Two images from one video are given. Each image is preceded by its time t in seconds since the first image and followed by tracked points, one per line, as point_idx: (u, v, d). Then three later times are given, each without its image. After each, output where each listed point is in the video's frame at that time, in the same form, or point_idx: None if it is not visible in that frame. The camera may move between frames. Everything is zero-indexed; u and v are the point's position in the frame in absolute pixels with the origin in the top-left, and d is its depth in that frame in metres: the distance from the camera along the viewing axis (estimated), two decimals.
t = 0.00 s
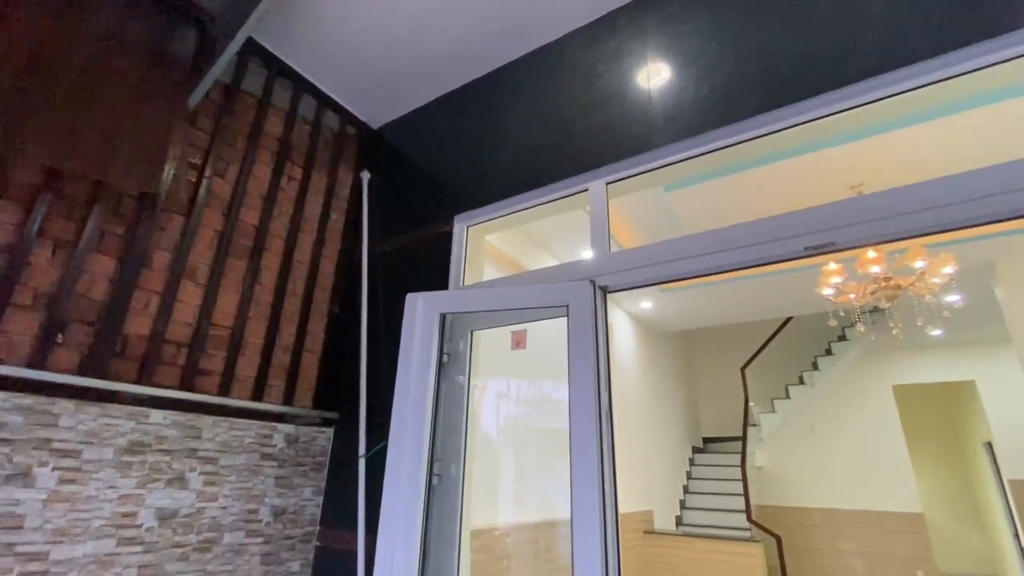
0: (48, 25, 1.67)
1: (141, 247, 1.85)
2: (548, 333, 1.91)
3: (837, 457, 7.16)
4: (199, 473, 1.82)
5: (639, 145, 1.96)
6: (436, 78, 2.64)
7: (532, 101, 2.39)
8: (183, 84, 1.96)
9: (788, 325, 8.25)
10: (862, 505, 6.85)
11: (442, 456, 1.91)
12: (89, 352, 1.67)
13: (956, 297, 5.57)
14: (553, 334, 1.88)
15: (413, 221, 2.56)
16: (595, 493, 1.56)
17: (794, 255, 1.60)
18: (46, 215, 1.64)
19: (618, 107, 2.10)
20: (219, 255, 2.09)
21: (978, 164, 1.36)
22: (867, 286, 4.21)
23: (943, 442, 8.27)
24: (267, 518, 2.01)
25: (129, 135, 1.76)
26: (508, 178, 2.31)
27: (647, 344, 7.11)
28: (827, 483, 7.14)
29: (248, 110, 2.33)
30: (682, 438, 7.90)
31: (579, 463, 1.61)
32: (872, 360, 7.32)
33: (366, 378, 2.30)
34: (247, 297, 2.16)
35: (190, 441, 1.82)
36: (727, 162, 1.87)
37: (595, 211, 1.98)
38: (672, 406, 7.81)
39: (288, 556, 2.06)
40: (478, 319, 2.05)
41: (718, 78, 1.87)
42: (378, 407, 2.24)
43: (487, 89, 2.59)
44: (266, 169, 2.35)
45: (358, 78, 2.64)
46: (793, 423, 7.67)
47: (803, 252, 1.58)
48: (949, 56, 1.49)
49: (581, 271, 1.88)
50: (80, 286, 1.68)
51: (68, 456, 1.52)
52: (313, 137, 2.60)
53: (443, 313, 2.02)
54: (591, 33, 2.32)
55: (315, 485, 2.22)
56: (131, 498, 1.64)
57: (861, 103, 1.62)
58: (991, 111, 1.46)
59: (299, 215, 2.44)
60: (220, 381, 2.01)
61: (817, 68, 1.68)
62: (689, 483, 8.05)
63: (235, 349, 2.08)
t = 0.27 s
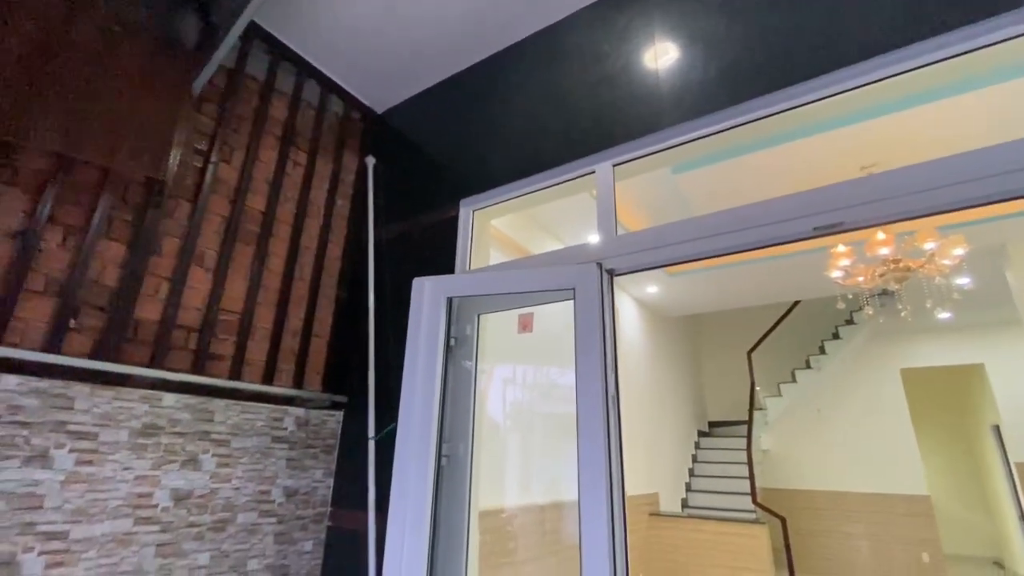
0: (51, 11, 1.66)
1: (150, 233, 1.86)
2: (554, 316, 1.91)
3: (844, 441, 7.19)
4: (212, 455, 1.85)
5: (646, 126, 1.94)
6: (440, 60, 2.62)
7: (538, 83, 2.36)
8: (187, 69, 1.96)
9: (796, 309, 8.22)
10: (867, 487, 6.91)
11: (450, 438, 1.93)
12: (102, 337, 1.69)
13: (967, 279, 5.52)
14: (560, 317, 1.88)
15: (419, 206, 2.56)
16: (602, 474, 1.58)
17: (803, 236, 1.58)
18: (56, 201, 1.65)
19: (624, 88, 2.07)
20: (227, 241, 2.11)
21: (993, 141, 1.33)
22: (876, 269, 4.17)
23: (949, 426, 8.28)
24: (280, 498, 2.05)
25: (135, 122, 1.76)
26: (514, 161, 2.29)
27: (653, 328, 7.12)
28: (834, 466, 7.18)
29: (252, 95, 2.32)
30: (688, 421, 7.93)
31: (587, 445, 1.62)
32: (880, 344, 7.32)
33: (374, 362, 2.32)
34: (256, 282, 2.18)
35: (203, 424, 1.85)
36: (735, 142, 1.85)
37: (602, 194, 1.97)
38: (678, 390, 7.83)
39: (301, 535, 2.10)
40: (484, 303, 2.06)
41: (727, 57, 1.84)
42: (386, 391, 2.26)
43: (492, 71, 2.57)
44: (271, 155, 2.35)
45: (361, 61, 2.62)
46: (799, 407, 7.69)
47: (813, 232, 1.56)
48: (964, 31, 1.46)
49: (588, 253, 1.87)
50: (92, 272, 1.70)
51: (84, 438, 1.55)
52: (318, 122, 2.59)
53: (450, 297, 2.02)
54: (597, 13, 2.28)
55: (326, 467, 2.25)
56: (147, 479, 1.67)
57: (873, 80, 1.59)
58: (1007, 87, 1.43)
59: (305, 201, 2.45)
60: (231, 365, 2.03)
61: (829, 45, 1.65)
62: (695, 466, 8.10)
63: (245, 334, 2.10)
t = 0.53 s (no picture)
0: None
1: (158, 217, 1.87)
2: (560, 298, 1.92)
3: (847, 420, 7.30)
4: (224, 436, 1.89)
5: (653, 106, 1.92)
6: (444, 41, 2.59)
7: (542, 63, 2.33)
8: (190, 51, 1.95)
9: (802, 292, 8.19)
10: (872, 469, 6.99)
11: (458, 419, 1.96)
12: (113, 320, 1.71)
13: (978, 260, 5.48)
14: (566, 299, 1.89)
15: (424, 189, 2.55)
16: (608, 454, 1.59)
17: (811, 214, 1.57)
18: (64, 186, 1.66)
19: (631, 67, 2.04)
20: (234, 225, 2.11)
21: (1006, 116, 1.31)
22: (885, 250, 4.14)
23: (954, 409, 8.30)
24: (291, 478, 2.09)
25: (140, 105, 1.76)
26: (519, 143, 2.28)
27: (659, 312, 7.11)
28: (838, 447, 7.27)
29: (255, 78, 2.30)
30: (692, 404, 7.97)
31: (593, 425, 1.64)
32: (887, 327, 7.33)
33: (381, 345, 2.34)
34: (263, 267, 2.19)
35: (215, 405, 1.88)
36: (743, 121, 1.82)
37: (608, 175, 1.96)
38: (683, 374, 7.85)
39: (312, 514, 2.14)
40: (490, 286, 2.07)
41: (735, 34, 1.81)
42: (393, 373, 2.28)
43: (496, 52, 2.54)
44: (276, 138, 2.35)
45: (364, 43, 2.59)
46: (805, 389, 7.72)
47: (821, 210, 1.55)
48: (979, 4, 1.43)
49: (594, 234, 1.87)
50: (101, 256, 1.71)
51: (99, 419, 1.58)
52: (321, 105, 2.58)
53: (457, 279, 2.03)
54: None
55: (335, 448, 2.29)
56: (161, 459, 1.70)
57: (884, 55, 1.56)
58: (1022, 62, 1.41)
59: (310, 184, 2.45)
60: (240, 348, 2.05)
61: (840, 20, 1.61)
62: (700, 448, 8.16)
63: (254, 317, 2.12)
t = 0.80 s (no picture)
0: None
1: (164, 198, 1.87)
2: (565, 277, 1.91)
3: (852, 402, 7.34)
4: (234, 415, 1.91)
5: (659, 82, 1.89)
6: (447, 18, 2.55)
7: (547, 40, 2.30)
8: (191, 30, 1.92)
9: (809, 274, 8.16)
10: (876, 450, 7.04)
11: (465, 398, 1.98)
12: (122, 302, 1.72)
13: (987, 238, 5.43)
14: (572, 278, 1.88)
15: (428, 170, 2.54)
16: (614, 431, 1.60)
17: (818, 189, 1.55)
18: (70, 167, 1.66)
19: (637, 42, 2.01)
20: (239, 207, 2.11)
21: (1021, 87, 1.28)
22: (892, 230, 4.10)
23: (961, 390, 8.29)
24: (301, 457, 2.12)
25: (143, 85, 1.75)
26: (523, 123, 2.25)
27: (663, 295, 7.11)
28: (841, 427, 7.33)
29: (257, 58, 2.28)
30: (697, 386, 8.00)
31: (599, 404, 1.64)
32: (893, 310, 7.36)
33: (388, 326, 2.35)
34: (269, 248, 2.20)
35: (224, 385, 1.90)
36: (750, 97, 1.79)
37: (614, 153, 1.94)
38: (688, 356, 7.87)
39: (322, 492, 2.17)
40: (496, 265, 2.07)
41: (744, 7, 1.77)
42: (400, 353, 2.30)
43: (499, 29, 2.50)
44: (279, 119, 2.33)
45: (366, 21, 2.56)
46: (811, 372, 7.77)
47: (828, 185, 1.53)
48: None
49: (600, 213, 1.86)
50: (109, 237, 1.72)
51: (112, 398, 1.60)
52: (324, 86, 2.56)
53: (462, 259, 2.04)
54: None
55: (344, 427, 2.32)
56: (173, 437, 1.73)
57: (896, 27, 1.53)
58: None
59: (314, 166, 2.44)
60: (248, 330, 2.07)
61: None
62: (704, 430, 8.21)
63: (261, 299, 2.13)
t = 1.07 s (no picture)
0: None
1: (167, 181, 1.87)
2: (569, 257, 1.92)
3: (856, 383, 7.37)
4: (243, 395, 1.94)
5: (664, 59, 1.86)
6: None
7: (550, 17, 2.26)
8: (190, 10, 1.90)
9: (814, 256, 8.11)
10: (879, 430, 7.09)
11: (470, 378, 1.99)
12: (129, 284, 1.74)
13: (995, 218, 5.37)
14: (575, 258, 1.88)
15: (430, 151, 2.52)
16: (617, 411, 1.61)
17: (824, 167, 1.53)
18: (73, 149, 1.66)
19: (641, 18, 1.98)
20: (243, 190, 2.11)
21: None
22: (899, 209, 4.06)
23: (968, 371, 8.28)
24: (309, 436, 2.15)
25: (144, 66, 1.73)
26: (526, 102, 2.23)
27: (667, 277, 7.11)
28: (845, 407, 7.36)
29: (257, 39, 2.26)
30: (701, 368, 8.03)
31: (603, 384, 1.65)
32: (898, 292, 7.39)
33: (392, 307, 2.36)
34: (273, 231, 2.20)
35: (232, 366, 1.92)
36: (757, 73, 1.77)
37: (618, 132, 1.92)
38: (692, 338, 7.89)
39: (330, 470, 2.21)
40: (499, 247, 2.07)
41: None
42: (405, 334, 2.31)
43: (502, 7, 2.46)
44: (281, 101, 2.31)
45: None
46: (815, 353, 7.78)
47: (834, 162, 1.51)
48: None
49: (604, 192, 1.85)
50: (114, 220, 1.72)
51: (122, 378, 1.63)
52: (325, 67, 2.53)
53: (465, 240, 2.03)
54: None
55: (351, 407, 2.34)
56: (184, 417, 1.76)
57: None
58: None
59: (316, 148, 2.43)
60: (254, 312, 2.08)
61: None
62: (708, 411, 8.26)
63: (266, 281, 2.15)
